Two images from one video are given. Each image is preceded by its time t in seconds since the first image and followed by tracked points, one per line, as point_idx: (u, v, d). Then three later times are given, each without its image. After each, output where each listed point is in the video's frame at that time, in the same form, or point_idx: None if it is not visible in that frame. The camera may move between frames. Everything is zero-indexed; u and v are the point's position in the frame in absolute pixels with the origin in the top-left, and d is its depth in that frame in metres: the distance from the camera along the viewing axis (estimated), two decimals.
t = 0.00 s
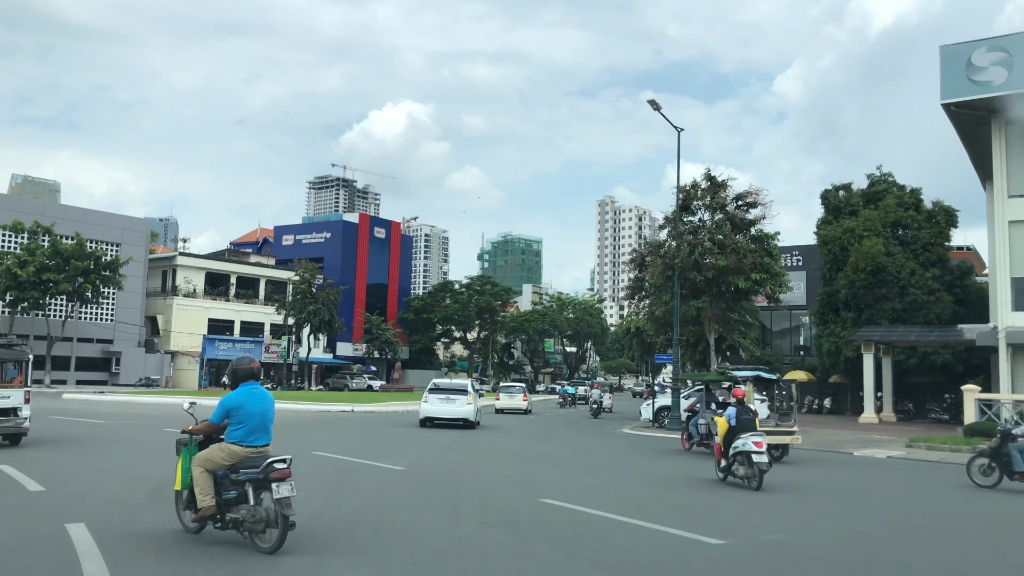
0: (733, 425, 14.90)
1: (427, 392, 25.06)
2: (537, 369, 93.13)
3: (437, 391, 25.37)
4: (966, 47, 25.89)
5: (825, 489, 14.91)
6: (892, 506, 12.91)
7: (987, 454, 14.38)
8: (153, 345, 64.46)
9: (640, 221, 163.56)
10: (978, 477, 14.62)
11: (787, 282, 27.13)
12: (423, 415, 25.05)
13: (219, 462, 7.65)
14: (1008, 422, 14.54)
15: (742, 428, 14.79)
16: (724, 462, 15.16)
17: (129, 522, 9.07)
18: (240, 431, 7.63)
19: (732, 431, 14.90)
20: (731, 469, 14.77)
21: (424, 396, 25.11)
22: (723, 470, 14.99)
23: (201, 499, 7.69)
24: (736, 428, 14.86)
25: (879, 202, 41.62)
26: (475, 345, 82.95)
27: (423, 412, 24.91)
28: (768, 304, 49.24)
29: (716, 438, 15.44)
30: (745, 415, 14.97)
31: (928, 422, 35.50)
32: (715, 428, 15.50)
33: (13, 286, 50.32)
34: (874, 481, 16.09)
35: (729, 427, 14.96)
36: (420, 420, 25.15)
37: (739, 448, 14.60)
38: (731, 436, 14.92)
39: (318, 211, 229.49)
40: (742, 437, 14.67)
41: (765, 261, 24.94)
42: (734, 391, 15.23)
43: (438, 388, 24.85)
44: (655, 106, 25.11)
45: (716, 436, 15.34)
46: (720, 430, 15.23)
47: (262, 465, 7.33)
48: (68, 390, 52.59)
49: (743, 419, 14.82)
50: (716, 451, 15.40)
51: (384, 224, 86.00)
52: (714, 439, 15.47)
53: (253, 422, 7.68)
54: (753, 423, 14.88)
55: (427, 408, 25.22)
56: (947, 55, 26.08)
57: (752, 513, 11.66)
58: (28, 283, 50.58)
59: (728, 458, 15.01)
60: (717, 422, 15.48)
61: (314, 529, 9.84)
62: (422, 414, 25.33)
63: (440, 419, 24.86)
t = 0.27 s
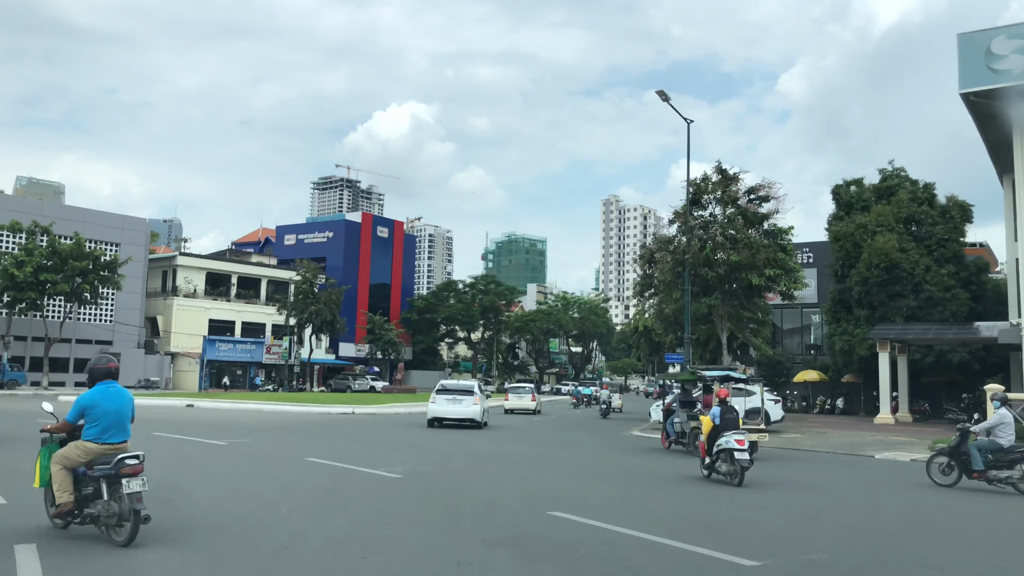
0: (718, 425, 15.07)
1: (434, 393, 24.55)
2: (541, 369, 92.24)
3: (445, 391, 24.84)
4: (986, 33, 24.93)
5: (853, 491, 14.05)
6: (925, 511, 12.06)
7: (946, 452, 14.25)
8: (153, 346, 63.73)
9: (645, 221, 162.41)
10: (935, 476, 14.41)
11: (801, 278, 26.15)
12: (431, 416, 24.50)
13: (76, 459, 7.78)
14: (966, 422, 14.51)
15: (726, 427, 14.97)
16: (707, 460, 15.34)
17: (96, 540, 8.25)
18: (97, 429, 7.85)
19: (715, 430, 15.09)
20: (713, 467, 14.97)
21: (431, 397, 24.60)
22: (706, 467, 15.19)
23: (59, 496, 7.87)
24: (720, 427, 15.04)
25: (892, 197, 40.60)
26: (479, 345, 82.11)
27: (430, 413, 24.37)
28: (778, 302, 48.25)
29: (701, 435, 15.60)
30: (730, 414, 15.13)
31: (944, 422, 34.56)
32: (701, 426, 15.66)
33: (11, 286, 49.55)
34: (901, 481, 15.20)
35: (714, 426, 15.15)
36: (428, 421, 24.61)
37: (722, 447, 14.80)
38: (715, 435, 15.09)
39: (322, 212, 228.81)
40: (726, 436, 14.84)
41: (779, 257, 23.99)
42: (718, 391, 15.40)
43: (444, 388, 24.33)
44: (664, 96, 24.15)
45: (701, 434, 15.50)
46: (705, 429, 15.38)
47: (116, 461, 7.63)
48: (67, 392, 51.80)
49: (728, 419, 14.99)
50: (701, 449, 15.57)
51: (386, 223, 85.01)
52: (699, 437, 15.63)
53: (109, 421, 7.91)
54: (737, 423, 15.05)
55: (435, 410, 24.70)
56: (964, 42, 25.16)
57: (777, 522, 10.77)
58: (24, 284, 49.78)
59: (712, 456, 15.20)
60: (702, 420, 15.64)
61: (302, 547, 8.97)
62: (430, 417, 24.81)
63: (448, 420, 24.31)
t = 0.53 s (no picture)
0: (704, 422, 14.87)
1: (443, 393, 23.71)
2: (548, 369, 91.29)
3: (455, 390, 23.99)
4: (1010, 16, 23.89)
5: (886, 494, 13.07)
6: (969, 518, 11.08)
7: (903, 448, 14.01)
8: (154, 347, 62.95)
9: (651, 219, 161.19)
10: (892, 472, 14.21)
11: (819, 272, 25.05)
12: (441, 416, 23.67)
13: None
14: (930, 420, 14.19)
15: (712, 424, 14.76)
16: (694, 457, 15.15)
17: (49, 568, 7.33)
18: None
19: (701, 427, 14.87)
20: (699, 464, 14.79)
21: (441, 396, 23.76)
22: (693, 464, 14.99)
23: None
24: (707, 425, 14.82)
25: (908, 189, 39.44)
26: (484, 345, 81.18)
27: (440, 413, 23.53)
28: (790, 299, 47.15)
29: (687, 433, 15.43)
30: (716, 412, 14.92)
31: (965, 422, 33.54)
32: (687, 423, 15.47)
33: (7, 287, 48.68)
34: (938, 484, 14.21)
35: (700, 423, 14.94)
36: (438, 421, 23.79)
37: (707, 443, 14.60)
38: (701, 432, 14.88)
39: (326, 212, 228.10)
40: (711, 433, 14.64)
41: (796, 251, 22.94)
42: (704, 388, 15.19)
43: (453, 388, 23.44)
44: (675, 84, 23.08)
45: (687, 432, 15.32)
46: (691, 426, 15.18)
47: None
48: (66, 394, 50.95)
49: (714, 416, 14.78)
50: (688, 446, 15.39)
51: (390, 221, 83.70)
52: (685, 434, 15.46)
53: None
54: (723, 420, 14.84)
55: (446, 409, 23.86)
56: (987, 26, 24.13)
57: (810, 533, 9.82)
58: (22, 284, 48.96)
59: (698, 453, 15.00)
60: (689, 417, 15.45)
61: (284, 570, 8.02)
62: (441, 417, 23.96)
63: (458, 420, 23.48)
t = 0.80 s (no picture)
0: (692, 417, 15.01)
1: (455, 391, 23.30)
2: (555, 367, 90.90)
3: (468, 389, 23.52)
4: None
5: (912, 494, 12.56)
6: (1002, 520, 10.56)
7: (860, 446, 13.71)
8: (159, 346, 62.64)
9: (657, 217, 160.60)
10: (849, 469, 13.97)
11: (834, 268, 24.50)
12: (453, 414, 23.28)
13: None
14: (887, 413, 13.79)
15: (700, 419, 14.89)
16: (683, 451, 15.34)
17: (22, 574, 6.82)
18: None
19: (689, 422, 15.03)
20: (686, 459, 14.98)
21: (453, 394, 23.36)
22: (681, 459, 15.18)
23: None
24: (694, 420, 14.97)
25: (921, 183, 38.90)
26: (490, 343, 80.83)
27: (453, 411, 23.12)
28: (801, 295, 46.55)
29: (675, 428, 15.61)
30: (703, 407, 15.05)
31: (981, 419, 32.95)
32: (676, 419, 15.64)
33: (12, 286, 48.41)
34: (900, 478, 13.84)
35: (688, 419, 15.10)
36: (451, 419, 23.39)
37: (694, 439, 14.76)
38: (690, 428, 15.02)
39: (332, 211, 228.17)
40: (698, 428, 14.79)
41: (811, 245, 22.38)
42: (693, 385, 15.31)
43: (465, 386, 23.01)
44: (687, 74, 22.62)
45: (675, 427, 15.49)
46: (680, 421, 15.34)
47: None
48: (71, 393, 50.65)
49: (701, 411, 14.92)
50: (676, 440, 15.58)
51: (396, 219, 83.62)
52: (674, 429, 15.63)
53: None
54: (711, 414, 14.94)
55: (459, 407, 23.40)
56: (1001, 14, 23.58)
57: (836, 535, 9.36)
58: (27, 283, 48.72)
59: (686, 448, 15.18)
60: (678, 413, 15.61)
61: None
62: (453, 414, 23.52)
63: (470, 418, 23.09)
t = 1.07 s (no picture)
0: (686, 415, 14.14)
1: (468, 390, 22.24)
2: (563, 366, 89.80)
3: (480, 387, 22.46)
4: None
5: (958, 502, 11.42)
6: None
7: (816, 443, 13.07)
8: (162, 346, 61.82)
9: (666, 213, 159.17)
10: (805, 467, 13.33)
11: (857, 260, 23.30)
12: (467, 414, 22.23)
13: None
14: (847, 412, 13.21)
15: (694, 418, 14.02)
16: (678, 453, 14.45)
17: None
18: None
19: (683, 420, 14.18)
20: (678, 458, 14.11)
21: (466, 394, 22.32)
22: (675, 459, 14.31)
23: None
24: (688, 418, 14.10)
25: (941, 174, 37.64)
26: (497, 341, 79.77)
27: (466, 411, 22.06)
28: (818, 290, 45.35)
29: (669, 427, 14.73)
30: (698, 406, 14.18)
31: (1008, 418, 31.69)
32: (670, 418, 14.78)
33: (10, 285, 47.53)
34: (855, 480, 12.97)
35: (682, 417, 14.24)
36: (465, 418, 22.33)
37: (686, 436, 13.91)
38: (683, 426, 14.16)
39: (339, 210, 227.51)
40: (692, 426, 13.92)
41: (835, 236, 20.98)
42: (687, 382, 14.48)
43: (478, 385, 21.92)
44: (702, 57, 21.47)
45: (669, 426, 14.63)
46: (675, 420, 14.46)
47: None
48: (71, 394, 49.77)
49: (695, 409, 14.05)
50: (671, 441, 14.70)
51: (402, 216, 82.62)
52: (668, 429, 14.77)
53: None
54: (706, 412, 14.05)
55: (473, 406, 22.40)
56: None
57: (889, 552, 8.21)
58: (25, 282, 47.87)
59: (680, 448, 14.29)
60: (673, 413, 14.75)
61: None
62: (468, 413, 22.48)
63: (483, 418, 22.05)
